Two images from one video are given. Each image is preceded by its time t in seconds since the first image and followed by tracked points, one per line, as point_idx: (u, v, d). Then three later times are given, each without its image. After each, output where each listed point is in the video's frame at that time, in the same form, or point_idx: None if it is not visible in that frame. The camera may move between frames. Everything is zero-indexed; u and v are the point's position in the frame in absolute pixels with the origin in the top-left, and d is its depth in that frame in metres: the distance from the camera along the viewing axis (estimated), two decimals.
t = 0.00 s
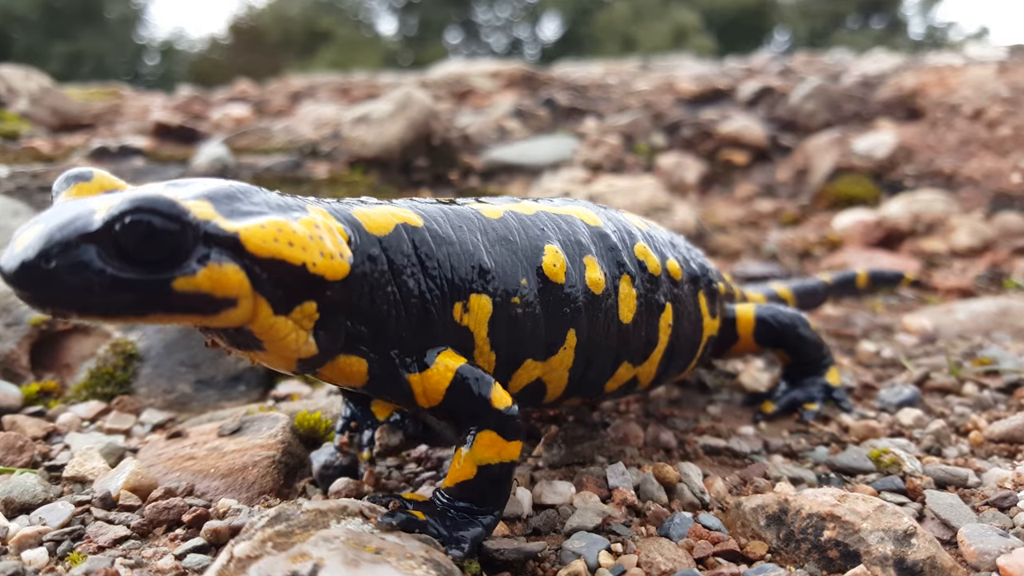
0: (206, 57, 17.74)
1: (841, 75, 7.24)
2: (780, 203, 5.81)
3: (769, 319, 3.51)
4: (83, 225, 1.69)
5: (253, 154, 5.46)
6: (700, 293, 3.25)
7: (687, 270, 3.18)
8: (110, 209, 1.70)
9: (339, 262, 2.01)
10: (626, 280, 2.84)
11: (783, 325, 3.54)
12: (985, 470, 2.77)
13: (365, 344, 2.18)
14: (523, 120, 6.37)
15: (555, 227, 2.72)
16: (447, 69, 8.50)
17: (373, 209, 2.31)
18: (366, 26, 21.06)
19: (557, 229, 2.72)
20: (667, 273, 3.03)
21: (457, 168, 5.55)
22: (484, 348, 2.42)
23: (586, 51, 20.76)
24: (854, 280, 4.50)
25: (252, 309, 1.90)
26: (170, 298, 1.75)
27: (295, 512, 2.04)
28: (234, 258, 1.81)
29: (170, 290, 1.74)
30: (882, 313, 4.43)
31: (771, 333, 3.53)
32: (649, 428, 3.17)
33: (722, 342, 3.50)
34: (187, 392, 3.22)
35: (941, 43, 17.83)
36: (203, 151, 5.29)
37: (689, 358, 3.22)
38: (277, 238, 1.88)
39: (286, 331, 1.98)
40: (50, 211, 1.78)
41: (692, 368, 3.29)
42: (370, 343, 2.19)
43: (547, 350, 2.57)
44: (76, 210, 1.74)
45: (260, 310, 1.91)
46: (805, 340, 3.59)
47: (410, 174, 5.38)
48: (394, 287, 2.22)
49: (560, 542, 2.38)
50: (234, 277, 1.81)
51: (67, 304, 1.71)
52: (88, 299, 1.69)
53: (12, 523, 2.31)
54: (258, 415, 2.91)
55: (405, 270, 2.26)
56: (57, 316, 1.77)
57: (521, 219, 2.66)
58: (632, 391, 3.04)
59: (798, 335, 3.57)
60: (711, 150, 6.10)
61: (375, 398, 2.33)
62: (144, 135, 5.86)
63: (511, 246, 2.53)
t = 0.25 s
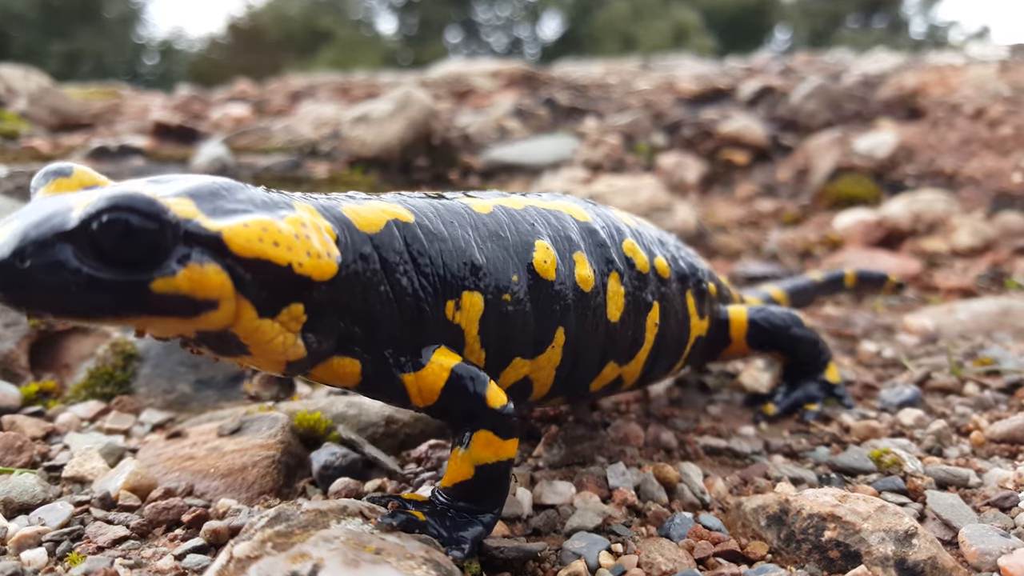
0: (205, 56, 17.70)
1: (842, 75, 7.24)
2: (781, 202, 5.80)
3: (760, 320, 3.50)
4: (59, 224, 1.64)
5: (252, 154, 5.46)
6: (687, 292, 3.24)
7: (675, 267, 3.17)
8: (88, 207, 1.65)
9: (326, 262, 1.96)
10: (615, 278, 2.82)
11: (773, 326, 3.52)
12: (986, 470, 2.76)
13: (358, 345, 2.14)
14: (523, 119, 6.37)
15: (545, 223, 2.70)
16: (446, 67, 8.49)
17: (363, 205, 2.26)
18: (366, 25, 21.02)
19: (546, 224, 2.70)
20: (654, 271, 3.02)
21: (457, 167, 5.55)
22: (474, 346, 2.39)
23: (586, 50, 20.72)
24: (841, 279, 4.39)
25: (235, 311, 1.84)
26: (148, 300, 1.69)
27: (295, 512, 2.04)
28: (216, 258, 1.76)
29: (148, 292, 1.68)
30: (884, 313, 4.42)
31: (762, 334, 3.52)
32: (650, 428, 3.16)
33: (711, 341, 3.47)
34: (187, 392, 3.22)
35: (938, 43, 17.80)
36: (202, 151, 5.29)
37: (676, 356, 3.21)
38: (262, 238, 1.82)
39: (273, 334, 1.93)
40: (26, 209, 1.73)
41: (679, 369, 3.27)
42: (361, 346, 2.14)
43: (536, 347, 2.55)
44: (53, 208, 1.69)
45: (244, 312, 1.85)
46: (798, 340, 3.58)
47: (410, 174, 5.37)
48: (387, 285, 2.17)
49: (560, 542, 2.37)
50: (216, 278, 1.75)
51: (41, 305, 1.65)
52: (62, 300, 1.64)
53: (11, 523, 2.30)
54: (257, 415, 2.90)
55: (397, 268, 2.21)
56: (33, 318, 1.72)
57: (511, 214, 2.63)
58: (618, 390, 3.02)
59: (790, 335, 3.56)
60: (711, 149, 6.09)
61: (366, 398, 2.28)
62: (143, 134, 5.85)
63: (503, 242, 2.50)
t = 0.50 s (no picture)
0: (205, 57, 17.67)
1: (842, 74, 7.25)
2: (781, 202, 5.80)
3: (749, 322, 3.46)
4: (30, 230, 1.62)
5: (252, 154, 5.46)
6: (670, 290, 3.14)
7: (658, 265, 3.08)
8: (59, 212, 1.62)
9: (309, 266, 1.91)
10: (597, 275, 2.76)
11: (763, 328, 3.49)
12: (985, 470, 2.76)
13: (346, 350, 2.09)
14: (523, 119, 6.37)
15: (528, 219, 2.63)
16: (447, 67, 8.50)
17: (347, 204, 2.18)
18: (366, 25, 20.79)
19: (530, 221, 2.63)
20: (637, 268, 2.95)
21: (457, 168, 5.55)
22: (461, 346, 2.33)
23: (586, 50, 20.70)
24: (833, 284, 4.41)
25: (215, 317, 1.80)
26: (123, 306, 1.65)
27: (295, 511, 2.05)
28: (194, 262, 1.71)
29: (123, 298, 1.64)
30: (884, 313, 4.42)
31: (751, 336, 3.49)
32: (650, 427, 3.17)
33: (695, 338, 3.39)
34: (187, 392, 3.20)
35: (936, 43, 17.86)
36: (203, 151, 5.30)
37: (660, 355, 3.14)
38: (242, 241, 1.77)
39: (254, 339, 1.88)
40: None
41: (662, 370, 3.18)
42: (348, 351, 2.09)
43: (519, 346, 2.50)
44: (24, 214, 1.67)
45: (224, 318, 1.81)
46: (789, 341, 3.55)
47: (410, 174, 5.38)
48: (375, 288, 2.11)
49: (560, 542, 2.37)
50: (193, 283, 1.70)
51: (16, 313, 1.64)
52: (35, 307, 1.62)
53: (12, 523, 2.31)
54: (258, 415, 2.91)
55: (384, 269, 2.15)
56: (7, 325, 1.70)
57: (494, 212, 2.56)
58: (598, 390, 2.96)
59: (781, 336, 3.53)
60: (711, 149, 6.09)
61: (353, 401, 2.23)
62: (143, 134, 5.86)
63: (487, 240, 2.44)
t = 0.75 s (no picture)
0: (205, 56, 17.65)
1: (843, 74, 7.24)
2: (782, 202, 5.80)
3: (739, 323, 3.41)
4: None
5: (252, 153, 5.46)
6: (653, 289, 3.05)
7: (637, 262, 2.98)
8: (23, 227, 1.53)
9: (286, 278, 1.81)
10: (577, 273, 2.67)
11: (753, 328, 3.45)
12: (987, 470, 2.75)
13: (331, 360, 1.99)
14: (523, 119, 6.37)
15: (506, 218, 2.54)
16: (446, 67, 8.49)
17: (326, 210, 2.08)
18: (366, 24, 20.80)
19: (507, 220, 2.54)
20: (616, 267, 2.85)
21: (457, 167, 5.55)
22: (445, 350, 2.24)
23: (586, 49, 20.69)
24: (821, 287, 4.44)
25: (187, 334, 1.73)
26: (89, 325, 1.58)
27: (295, 512, 2.04)
28: (163, 279, 1.63)
29: (90, 318, 1.57)
30: (885, 313, 4.41)
31: (743, 338, 3.44)
32: (650, 428, 3.16)
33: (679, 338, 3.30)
34: (186, 393, 3.22)
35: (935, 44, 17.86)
36: (202, 151, 5.30)
37: (642, 356, 3.05)
38: (215, 256, 1.68)
39: (229, 356, 1.80)
40: None
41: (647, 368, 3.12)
42: (332, 362, 1.99)
43: (501, 347, 2.40)
44: None
45: (197, 335, 1.73)
46: (778, 341, 3.52)
47: (409, 174, 5.37)
48: (358, 295, 2.02)
49: (560, 542, 2.37)
50: (163, 301, 1.63)
51: None
52: None
53: (11, 524, 2.30)
54: (257, 415, 2.90)
55: (367, 276, 2.05)
56: None
57: (472, 212, 2.46)
58: (578, 391, 2.86)
59: (770, 337, 3.49)
60: (712, 149, 6.08)
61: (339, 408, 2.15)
62: (143, 134, 5.86)
63: (466, 240, 2.35)
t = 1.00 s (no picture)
0: (204, 55, 17.62)
1: (844, 73, 7.24)
2: (782, 202, 5.79)
3: (720, 321, 3.34)
4: None
5: (251, 153, 5.45)
6: (630, 285, 2.98)
7: (612, 257, 2.90)
8: None
9: (253, 293, 1.77)
10: (551, 271, 2.59)
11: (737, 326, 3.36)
12: (988, 470, 2.75)
13: (310, 372, 1.93)
14: (523, 118, 6.36)
15: (477, 219, 2.48)
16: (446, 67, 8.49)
17: (292, 220, 2.02)
18: (365, 24, 20.48)
19: (479, 220, 2.48)
20: (591, 262, 2.77)
21: (457, 167, 5.54)
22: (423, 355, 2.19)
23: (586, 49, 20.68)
24: (806, 289, 4.32)
25: (152, 355, 1.67)
26: (46, 350, 1.52)
27: (295, 512, 2.03)
28: (123, 299, 1.59)
29: (46, 342, 1.52)
30: (886, 314, 4.41)
31: (725, 336, 3.36)
32: (651, 428, 3.16)
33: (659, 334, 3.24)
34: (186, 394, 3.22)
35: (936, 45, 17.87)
36: (201, 150, 5.30)
37: (622, 353, 2.97)
38: (177, 274, 1.65)
39: (199, 375, 1.74)
40: None
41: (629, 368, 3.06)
42: (311, 374, 1.93)
43: (478, 350, 2.34)
44: None
45: (162, 355, 1.68)
46: (766, 340, 3.43)
47: (409, 174, 5.37)
48: (333, 304, 1.95)
49: (560, 543, 2.36)
50: (124, 323, 1.59)
51: None
52: None
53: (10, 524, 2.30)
54: (256, 416, 2.90)
55: (340, 284, 1.99)
56: None
57: (440, 213, 2.40)
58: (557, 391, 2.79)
59: (757, 335, 3.40)
60: (713, 149, 6.08)
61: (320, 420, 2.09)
62: (142, 134, 5.86)
63: (438, 243, 2.29)
